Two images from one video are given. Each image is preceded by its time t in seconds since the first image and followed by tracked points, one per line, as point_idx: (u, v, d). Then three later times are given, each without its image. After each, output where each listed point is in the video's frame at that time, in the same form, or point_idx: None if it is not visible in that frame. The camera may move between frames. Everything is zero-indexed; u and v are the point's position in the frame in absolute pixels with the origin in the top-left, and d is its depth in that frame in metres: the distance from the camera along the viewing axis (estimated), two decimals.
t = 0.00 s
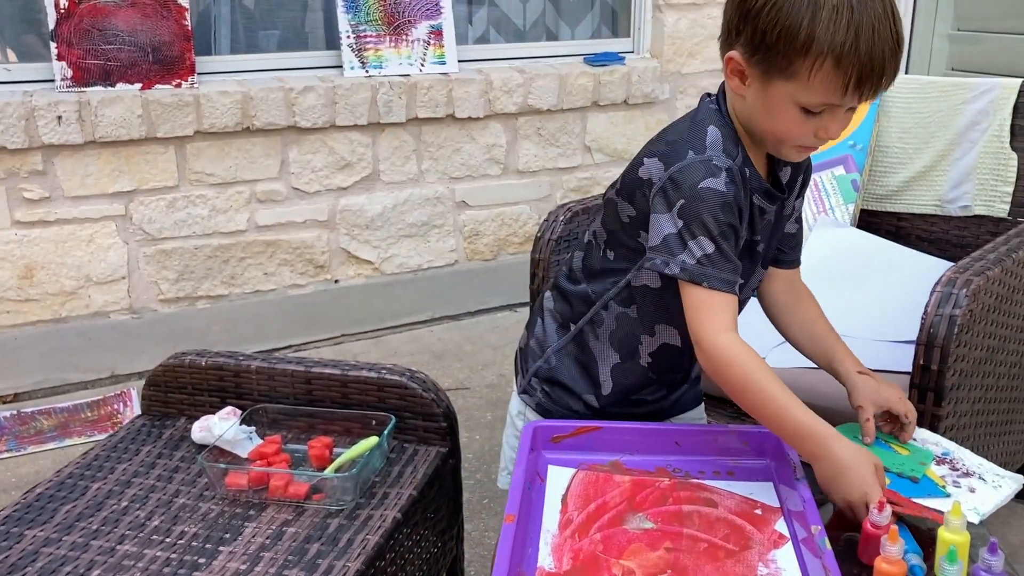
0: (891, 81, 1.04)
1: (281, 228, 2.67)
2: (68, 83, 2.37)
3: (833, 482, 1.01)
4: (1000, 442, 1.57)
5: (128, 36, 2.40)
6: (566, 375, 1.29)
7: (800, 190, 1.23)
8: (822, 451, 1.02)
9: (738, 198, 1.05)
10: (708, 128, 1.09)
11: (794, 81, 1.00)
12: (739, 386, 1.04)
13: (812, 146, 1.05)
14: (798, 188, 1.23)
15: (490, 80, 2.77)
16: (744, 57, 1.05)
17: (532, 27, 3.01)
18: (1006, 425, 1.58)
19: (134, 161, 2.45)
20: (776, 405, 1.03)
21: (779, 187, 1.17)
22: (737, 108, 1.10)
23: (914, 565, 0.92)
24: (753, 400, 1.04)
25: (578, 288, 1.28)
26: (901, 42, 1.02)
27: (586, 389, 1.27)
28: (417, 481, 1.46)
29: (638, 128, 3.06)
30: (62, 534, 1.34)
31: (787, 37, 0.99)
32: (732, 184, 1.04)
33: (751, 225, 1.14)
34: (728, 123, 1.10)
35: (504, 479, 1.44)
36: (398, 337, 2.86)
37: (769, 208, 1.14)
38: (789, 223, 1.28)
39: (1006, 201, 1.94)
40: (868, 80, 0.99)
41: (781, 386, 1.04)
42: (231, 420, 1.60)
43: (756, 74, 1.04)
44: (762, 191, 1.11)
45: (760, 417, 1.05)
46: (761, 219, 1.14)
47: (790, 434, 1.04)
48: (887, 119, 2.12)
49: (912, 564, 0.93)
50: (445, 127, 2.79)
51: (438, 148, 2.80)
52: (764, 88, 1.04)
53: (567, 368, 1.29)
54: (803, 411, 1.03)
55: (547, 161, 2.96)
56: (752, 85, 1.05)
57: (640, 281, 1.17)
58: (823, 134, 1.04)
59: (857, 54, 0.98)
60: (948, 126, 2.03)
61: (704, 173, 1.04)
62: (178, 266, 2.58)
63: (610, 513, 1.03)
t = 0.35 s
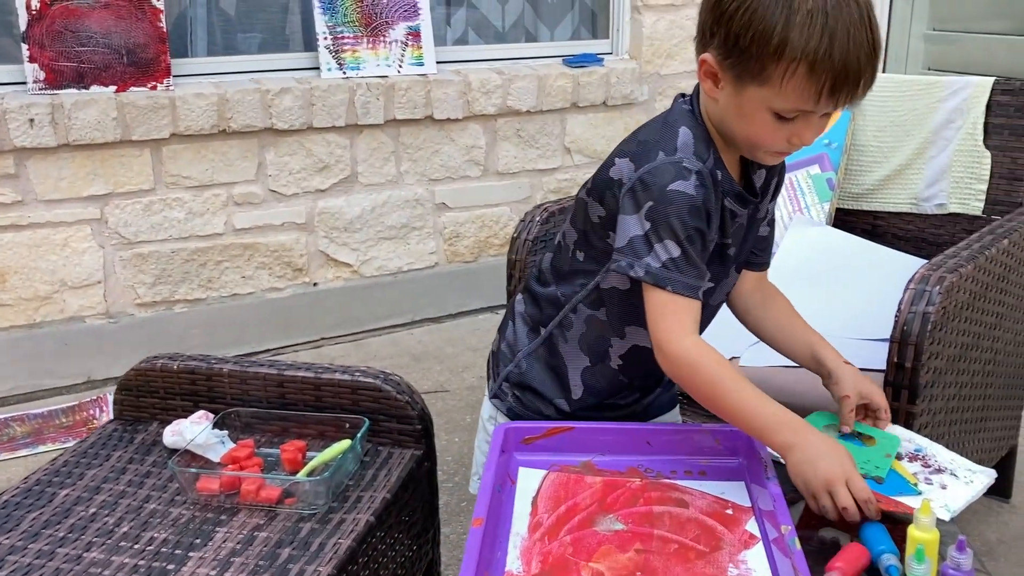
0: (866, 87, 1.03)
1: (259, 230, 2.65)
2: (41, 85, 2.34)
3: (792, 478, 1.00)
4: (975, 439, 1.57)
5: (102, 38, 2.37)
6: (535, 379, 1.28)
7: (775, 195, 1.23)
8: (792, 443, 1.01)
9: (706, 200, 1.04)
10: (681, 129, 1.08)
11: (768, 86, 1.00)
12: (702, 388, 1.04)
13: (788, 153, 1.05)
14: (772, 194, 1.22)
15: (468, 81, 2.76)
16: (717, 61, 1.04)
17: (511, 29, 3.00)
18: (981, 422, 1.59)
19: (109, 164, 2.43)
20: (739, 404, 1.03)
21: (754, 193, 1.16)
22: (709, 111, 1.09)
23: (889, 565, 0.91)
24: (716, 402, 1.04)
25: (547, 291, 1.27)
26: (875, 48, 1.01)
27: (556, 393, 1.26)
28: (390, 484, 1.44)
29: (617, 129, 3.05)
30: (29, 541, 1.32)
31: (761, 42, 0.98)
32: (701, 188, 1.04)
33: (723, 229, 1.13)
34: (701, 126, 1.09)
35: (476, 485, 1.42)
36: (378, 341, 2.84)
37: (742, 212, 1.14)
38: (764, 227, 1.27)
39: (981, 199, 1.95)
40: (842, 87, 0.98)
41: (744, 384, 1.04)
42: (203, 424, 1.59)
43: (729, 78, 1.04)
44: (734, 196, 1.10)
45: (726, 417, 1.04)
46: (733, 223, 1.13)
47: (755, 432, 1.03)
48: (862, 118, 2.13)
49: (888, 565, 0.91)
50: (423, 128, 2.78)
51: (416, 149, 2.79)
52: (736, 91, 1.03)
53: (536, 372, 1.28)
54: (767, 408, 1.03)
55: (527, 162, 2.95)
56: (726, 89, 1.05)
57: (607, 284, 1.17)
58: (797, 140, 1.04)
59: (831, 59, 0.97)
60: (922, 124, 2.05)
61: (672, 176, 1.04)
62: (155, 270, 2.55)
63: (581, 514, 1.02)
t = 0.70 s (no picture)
0: (825, 62, 1.00)
1: (245, 233, 2.63)
2: (22, 88, 2.31)
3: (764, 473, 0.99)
4: (965, 438, 1.57)
5: (84, 40, 2.34)
6: (518, 382, 1.27)
7: (754, 193, 1.22)
8: (762, 439, 0.99)
9: (679, 200, 1.03)
10: (653, 128, 1.08)
11: (717, 64, 0.99)
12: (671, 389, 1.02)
13: (752, 139, 1.02)
14: (752, 191, 1.22)
15: (455, 82, 2.75)
16: (675, 47, 1.05)
17: (498, 30, 2.99)
18: (971, 421, 1.58)
19: (92, 167, 2.40)
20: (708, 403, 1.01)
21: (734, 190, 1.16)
22: (677, 104, 1.09)
23: (878, 569, 0.89)
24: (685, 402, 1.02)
25: (527, 293, 1.26)
26: (830, 20, 0.99)
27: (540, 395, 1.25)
28: (377, 489, 1.42)
29: (606, 130, 3.04)
30: (8, 551, 1.29)
31: (705, 20, 0.99)
32: (675, 188, 1.03)
33: (700, 227, 1.12)
34: (674, 122, 1.08)
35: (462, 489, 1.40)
36: (366, 344, 2.82)
37: (721, 210, 1.13)
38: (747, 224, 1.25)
39: (968, 197, 1.94)
40: (790, 59, 0.96)
41: (714, 382, 1.02)
42: (186, 429, 1.57)
43: (686, 64, 1.04)
44: (711, 192, 1.09)
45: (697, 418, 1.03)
46: (710, 221, 1.12)
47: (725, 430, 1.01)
48: (851, 116, 2.13)
49: (876, 569, 0.89)
50: (411, 129, 2.76)
51: (404, 151, 2.77)
52: (692, 77, 1.03)
53: (519, 375, 1.26)
54: (734, 399, 1.01)
55: (515, 163, 2.94)
56: (685, 75, 1.05)
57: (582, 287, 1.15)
58: (759, 125, 1.01)
59: (774, 31, 0.95)
60: (910, 123, 2.05)
61: (645, 176, 1.03)
62: (140, 274, 2.52)
63: (568, 518, 1.01)
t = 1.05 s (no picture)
0: (824, 54, 1.00)
1: (239, 237, 2.62)
2: (14, 91, 2.30)
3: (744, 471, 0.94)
4: (961, 439, 1.57)
5: (77, 44, 2.33)
6: (515, 386, 1.26)
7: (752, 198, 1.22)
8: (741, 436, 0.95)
9: (676, 200, 1.03)
10: (650, 130, 1.07)
11: (716, 59, 0.99)
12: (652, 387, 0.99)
13: (753, 134, 1.02)
14: (750, 196, 1.22)
15: (449, 84, 2.74)
16: (672, 47, 1.05)
17: (492, 32, 2.99)
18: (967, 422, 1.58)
19: (85, 170, 2.39)
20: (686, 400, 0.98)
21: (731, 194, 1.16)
22: (677, 106, 1.08)
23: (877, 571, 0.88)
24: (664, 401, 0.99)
25: (525, 298, 1.26)
26: (826, 11, 0.99)
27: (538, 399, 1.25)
28: (373, 493, 1.42)
29: (600, 131, 3.04)
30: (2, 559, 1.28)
31: (703, 16, 0.99)
32: (672, 188, 1.03)
33: (699, 230, 1.12)
34: (671, 125, 1.08)
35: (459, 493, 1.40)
36: (361, 347, 2.81)
37: (717, 213, 1.12)
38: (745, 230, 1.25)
39: (963, 198, 1.94)
40: (789, 49, 0.96)
41: (696, 381, 0.99)
42: (181, 435, 1.56)
43: (684, 63, 1.04)
44: (708, 194, 1.09)
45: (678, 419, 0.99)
46: (709, 223, 1.12)
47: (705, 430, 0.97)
48: (846, 117, 2.14)
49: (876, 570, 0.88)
50: (405, 132, 2.75)
51: (398, 153, 2.76)
52: (691, 75, 1.03)
53: (516, 379, 1.26)
54: (717, 404, 0.97)
55: (510, 165, 2.93)
56: (683, 74, 1.04)
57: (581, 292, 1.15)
58: (760, 119, 1.01)
59: (773, 22, 0.96)
60: (904, 124, 2.05)
61: (641, 177, 1.03)
62: (133, 278, 2.51)
63: (565, 522, 1.00)
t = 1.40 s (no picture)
0: (861, 59, 1.01)
1: (240, 238, 2.62)
2: (15, 94, 2.30)
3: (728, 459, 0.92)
4: (963, 439, 1.57)
5: (77, 46, 2.33)
6: (529, 392, 1.26)
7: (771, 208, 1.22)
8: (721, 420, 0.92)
9: (699, 202, 1.02)
10: (676, 130, 1.07)
11: (755, 58, 0.99)
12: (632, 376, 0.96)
13: (785, 137, 1.02)
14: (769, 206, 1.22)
15: (449, 85, 2.74)
16: (707, 45, 1.05)
17: (492, 33, 2.99)
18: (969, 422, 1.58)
19: (85, 172, 2.39)
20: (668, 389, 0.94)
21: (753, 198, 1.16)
22: (706, 105, 1.08)
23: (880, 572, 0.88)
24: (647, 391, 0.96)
25: (540, 303, 1.26)
26: (866, 17, 1.00)
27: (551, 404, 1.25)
28: (375, 495, 1.42)
29: (600, 132, 3.04)
30: (4, 561, 1.28)
31: (746, 15, 0.99)
32: (696, 189, 1.02)
33: (720, 234, 1.11)
34: (698, 125, 1.08)
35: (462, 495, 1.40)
36: (361, 348, 2.81)
37: (740, 217, 1.13)
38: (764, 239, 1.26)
39: (964, 198, 1.94)
40: (832, 52, 0.97)
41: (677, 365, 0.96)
42: (182, 437, 1.56)
43: (720, 62, 1.04)
44: (730, 198, 1.09)
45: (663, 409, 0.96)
46: (729, 228, 1.12)
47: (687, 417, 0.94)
48: (846, 117, 2.14)
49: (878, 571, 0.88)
50: (405, 133, 2.76)
51: (398, 155, 2.76)
52: (727, 73, 1.03)
53: (530, 385, 1.26)
54: (704, 387, 0.94)
55: (510, 166, 2.93)
56: (717, 73, 1.04)
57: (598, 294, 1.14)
58: (794, 122, 1.01)
59: (817, 23, 0.96)
60: (905, 124, 2.05)
61: (666, 176, 1.02)
62: (134, 280, 2.51)
63: (567, 524, 1.01)
